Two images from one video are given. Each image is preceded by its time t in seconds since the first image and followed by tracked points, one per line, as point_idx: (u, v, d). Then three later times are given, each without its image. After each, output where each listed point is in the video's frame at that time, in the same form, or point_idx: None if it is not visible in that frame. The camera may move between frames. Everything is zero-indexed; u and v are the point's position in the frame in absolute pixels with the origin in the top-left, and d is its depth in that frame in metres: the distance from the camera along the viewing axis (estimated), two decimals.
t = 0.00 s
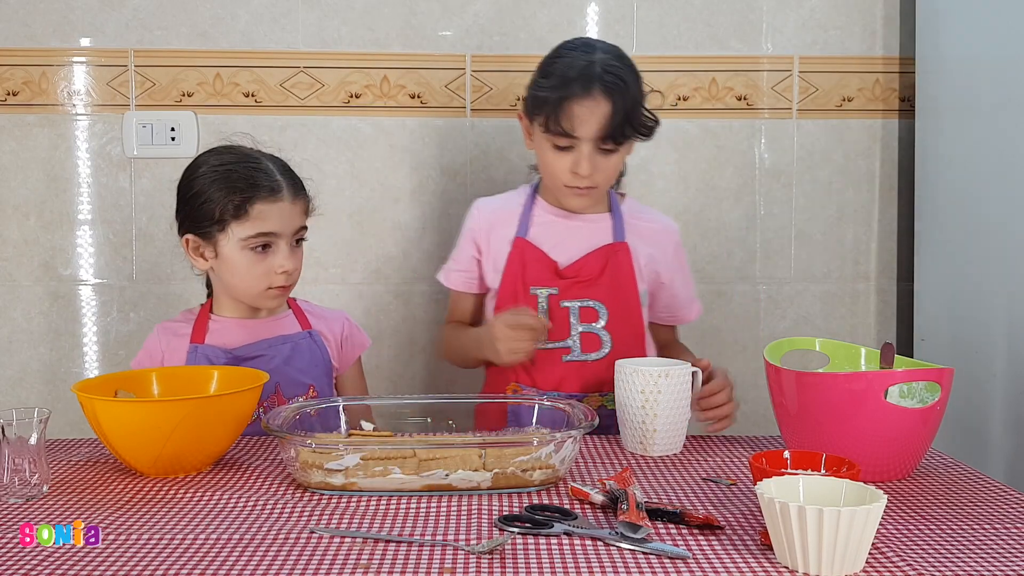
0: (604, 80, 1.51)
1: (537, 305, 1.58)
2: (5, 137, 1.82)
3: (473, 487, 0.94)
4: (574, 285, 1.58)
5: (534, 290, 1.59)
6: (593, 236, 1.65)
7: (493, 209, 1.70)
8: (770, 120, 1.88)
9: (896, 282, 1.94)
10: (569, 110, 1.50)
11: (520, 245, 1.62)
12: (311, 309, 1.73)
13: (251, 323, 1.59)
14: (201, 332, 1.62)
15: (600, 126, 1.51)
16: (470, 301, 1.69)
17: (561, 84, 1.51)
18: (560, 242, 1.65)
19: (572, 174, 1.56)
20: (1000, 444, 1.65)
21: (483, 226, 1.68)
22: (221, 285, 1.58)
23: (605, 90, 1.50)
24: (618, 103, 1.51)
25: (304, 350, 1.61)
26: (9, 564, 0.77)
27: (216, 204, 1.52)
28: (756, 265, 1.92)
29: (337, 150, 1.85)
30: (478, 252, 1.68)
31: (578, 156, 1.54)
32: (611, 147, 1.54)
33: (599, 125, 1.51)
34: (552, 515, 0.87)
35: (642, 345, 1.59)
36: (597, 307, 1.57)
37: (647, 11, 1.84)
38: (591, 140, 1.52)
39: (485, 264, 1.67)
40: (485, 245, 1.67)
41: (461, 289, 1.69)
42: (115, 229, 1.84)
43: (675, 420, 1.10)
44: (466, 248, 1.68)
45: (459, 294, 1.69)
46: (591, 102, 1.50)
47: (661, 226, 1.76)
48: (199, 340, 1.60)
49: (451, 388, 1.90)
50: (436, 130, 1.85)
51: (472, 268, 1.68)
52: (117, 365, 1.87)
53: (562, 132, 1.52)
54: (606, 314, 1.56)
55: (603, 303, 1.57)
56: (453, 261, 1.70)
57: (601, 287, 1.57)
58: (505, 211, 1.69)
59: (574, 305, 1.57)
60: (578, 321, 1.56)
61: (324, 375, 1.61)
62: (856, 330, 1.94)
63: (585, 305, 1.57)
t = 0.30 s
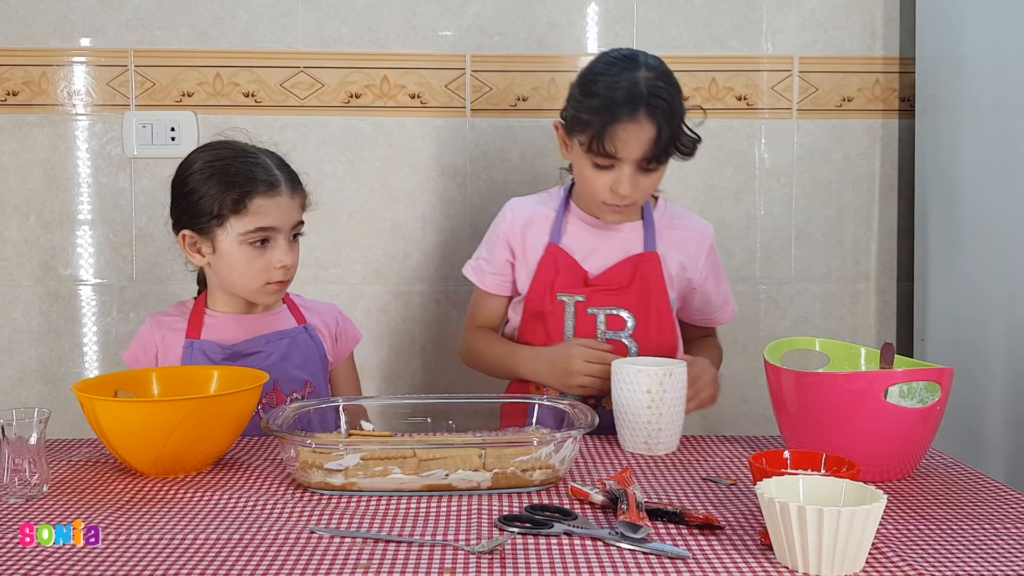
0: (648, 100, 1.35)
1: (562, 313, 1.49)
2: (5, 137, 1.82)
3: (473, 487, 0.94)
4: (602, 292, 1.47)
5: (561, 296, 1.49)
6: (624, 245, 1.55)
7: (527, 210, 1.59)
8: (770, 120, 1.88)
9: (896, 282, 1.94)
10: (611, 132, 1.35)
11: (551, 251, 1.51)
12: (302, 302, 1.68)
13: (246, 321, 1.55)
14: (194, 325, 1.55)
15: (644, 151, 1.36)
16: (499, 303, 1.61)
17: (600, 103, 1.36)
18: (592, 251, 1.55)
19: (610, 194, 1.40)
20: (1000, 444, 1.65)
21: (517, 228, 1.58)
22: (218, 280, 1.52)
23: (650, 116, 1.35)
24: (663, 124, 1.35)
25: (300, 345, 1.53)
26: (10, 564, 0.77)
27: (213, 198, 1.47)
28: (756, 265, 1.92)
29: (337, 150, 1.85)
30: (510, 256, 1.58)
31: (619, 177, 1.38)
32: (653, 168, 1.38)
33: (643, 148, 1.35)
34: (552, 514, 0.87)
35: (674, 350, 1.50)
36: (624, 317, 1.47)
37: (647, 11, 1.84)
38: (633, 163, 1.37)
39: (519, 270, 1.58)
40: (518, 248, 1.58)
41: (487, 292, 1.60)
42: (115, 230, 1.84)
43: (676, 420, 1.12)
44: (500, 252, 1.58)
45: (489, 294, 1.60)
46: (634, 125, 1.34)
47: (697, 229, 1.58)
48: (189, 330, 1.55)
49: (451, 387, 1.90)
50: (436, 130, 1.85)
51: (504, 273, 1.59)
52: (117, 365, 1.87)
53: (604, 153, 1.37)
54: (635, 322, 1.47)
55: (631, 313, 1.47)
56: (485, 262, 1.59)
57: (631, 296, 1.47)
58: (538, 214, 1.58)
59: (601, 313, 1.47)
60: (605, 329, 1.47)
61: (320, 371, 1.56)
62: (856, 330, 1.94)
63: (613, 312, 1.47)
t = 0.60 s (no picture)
0: (661, 115, 1.35)
1: (572, 317, 1.49)
2: (5, 137, 1.82)
3: (473, 487, 0.94)
4: (611, 295, 1.49)
5: (570, 300, 1.50)
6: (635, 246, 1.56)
7: (541, 212, 1.58)
8: (770, 121, 1.88)
9: (896, 282, 1.94)
10: (621, 147, 1.35)
11: (564, 254, 1.52)
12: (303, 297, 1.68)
13: (252, 319, 1.55)
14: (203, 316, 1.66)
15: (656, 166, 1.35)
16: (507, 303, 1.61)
17: (611, 118, 1.36)
18: (605, 257, 1.55)
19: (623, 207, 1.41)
20: (1000, 444, 1.65)
21: (532, 231, 1.57)
22: (227, 283, 1.51)
23: (663, 131, 1.34)
24: (675, 139, 1.34)
25: (308, 344, 1.54)
26: (10, 564, 0.77)
27: (212, 199, 1.47)
28: (756, 265, 1.92)
29: (337, 150, 1.85)
30: (524, 259, 1.58)
31: (630, 191, 1.39)
32: (666, 182, 1.38)
33: (654, 163, 1.35)
34: (552, 514, 0.87)
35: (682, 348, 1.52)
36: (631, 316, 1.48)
37: (647, 11, 1.84)
38: (646, 177, 1.37)
39: (533, 274, 1.58)
40: (531, 252, 1.57)
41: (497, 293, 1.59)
42: (115, 230, 1.84)
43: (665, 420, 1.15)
44: (514, 254, 1.58)
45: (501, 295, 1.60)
46: (645, 140, 1.34)
47: (708, 231, 1.58)
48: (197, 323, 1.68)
49: (452, 387, 1.90)
50: (435, 130, 1.85)
51: (518, 275, 1.59)
52: (117, 365, 1.87)
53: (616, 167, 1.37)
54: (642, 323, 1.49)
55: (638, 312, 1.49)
56: (498, 262, 1.58)
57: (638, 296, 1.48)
58: (553, 216, 1.57)
59: (609, 313, 1.49)
60: (613, 330, 1.48)
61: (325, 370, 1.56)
62: (856, 330, 1.94)
63: (621, 314, 1.49)
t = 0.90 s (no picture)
0: (667, 118, 1.34)
1: (586, 318, 1.48)
2: (5, 137, 1.82)
3: (473, 487, 0.94)
4: (628, 298, 1.47)
5: (584, 302, 1.49)
6: (655, 250, 1.56)
7: (556, 214, 1.60)
8: (770, 120, 1.88)
9: (896, 282, 1.94)
10: (626, 148, 1.35)
11: (577, 256, 1.50)
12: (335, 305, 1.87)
13: (278, 317, 1.82)
14: (232, 317, 1.84)
15: (661, 168, 1.35)
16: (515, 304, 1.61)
17: (617, 119, 1.37)
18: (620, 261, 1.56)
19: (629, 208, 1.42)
20: (1001, 445, 1.64)
21: (546, 233, 1.59)
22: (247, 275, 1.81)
23: (668, 133, 1.34)
24: (682, 142, 1.34)
25: (331, 344, 1.86)
26: (9, 564, 0.77)
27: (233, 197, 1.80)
28: (757, 265, 1.92)
29: (337, 150, 1.85)
30: (540, 262, 1.59)
31: (636, 192, 1.39)
32: (672, 184, 1.38)
33: (659, 165, 1.35)
34: (552, 515, 0.87)
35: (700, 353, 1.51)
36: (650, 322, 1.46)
37: (648, 11, 1.84)
38: (651, 179, 1.37)
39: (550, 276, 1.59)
40: (547, 254, 1.59)
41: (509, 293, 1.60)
42: (115, 229, 1.84)
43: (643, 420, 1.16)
44: (529, 257, 1.59)
45: (515, 298, 1.60)
46: (649, 142, 1.34)
47: (727, 237, 1.60)
48: (228, 328, 1.83)
49: (452, 387, 1.90)
50: (435, 130, 1.85)
51: (534, 279, 1.60)
52: (116, 365, 1.87)
53: (621, 168, 1.38)
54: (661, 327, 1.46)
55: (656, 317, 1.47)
56: (513, 265, 1.59)
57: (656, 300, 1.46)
58: (568, 219, 1.59)
59: (626, 318, 1.47)
60: (629, 333, 1.47)
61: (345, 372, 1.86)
62: (857, 330, 1.94)
63: (637, 318, 1.47)
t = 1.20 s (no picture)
0: (659, 106, 1.34)
1: (587, 320, 1.49)
2: (6, 137, 1.82)
3: (473, 487, 0.94)
4: (629, 301, 1.47)
5: (586, 305, 1.49)
6: (657, 252, 1.56)
7: (558, 220, 1.60)
8: (769, 121, 1.89)
9: (896, 282, 1.94)
10: (615, 133, 1.36)
11: (578, 258, 1.50)
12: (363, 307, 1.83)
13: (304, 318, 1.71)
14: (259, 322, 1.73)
15: (648, 155, 1.35)
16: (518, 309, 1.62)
17: (611, 105, 1.37)
18: (622, 262, 1.56)
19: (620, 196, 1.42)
20: (1000, 445, 1.65)
21: (548, 240, 1.59)
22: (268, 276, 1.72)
23: (656, 121, 1.34)
24: (671, 130, 1.33)
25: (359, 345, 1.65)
26: (10, 563, 0.77)
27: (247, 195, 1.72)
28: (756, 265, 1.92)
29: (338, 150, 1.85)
30: (543, 268, 1.60)
31: (626, 180, 1.39)
32: (661, 174, 1.37)
33: (648, 153, 1.35)
34: (552, 514, 0.87)
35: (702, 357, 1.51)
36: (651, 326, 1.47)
37: (647, 11, 1.84)
38: (639, 167, 1.37)
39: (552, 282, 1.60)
40: (549, 260, 1.60)
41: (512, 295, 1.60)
42: (116, 230, 1.84)
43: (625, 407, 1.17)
44: (531, 263, 1.59)
45: (517, 304, 1.61)
46: (638, 128, 1.34)
47: (732, 239, 1.58)
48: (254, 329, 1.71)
49: (452, 387, 1.91)
50: (435, 130, 1.85)
51: (537, 285, 1.60)
52: (117, 365, 1.87)
53: (610, 155, 1.38)
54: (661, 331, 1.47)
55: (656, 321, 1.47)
56: (515, 272, 1.60)
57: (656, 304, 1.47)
58: (569, 225, 1.59)
59: (627, 322, 1.47)
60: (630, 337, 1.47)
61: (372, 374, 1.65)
62: (856, 330, 1.94)
63: (638, 321, 1.47)
